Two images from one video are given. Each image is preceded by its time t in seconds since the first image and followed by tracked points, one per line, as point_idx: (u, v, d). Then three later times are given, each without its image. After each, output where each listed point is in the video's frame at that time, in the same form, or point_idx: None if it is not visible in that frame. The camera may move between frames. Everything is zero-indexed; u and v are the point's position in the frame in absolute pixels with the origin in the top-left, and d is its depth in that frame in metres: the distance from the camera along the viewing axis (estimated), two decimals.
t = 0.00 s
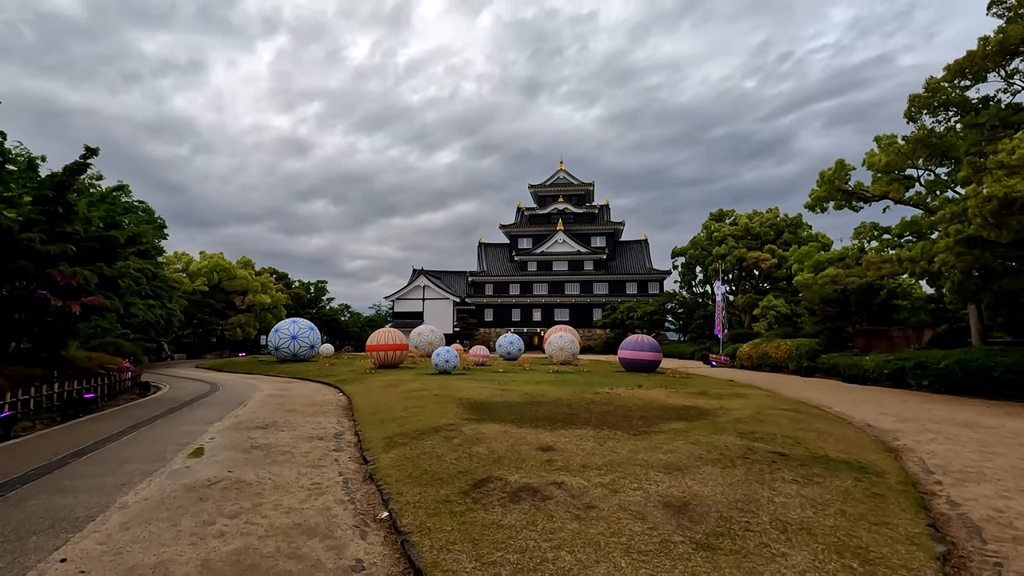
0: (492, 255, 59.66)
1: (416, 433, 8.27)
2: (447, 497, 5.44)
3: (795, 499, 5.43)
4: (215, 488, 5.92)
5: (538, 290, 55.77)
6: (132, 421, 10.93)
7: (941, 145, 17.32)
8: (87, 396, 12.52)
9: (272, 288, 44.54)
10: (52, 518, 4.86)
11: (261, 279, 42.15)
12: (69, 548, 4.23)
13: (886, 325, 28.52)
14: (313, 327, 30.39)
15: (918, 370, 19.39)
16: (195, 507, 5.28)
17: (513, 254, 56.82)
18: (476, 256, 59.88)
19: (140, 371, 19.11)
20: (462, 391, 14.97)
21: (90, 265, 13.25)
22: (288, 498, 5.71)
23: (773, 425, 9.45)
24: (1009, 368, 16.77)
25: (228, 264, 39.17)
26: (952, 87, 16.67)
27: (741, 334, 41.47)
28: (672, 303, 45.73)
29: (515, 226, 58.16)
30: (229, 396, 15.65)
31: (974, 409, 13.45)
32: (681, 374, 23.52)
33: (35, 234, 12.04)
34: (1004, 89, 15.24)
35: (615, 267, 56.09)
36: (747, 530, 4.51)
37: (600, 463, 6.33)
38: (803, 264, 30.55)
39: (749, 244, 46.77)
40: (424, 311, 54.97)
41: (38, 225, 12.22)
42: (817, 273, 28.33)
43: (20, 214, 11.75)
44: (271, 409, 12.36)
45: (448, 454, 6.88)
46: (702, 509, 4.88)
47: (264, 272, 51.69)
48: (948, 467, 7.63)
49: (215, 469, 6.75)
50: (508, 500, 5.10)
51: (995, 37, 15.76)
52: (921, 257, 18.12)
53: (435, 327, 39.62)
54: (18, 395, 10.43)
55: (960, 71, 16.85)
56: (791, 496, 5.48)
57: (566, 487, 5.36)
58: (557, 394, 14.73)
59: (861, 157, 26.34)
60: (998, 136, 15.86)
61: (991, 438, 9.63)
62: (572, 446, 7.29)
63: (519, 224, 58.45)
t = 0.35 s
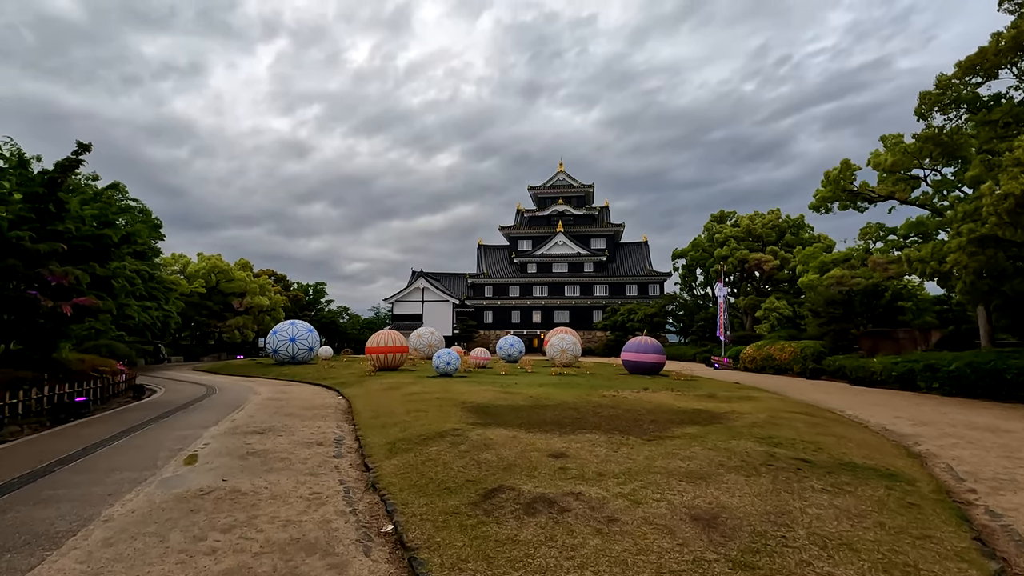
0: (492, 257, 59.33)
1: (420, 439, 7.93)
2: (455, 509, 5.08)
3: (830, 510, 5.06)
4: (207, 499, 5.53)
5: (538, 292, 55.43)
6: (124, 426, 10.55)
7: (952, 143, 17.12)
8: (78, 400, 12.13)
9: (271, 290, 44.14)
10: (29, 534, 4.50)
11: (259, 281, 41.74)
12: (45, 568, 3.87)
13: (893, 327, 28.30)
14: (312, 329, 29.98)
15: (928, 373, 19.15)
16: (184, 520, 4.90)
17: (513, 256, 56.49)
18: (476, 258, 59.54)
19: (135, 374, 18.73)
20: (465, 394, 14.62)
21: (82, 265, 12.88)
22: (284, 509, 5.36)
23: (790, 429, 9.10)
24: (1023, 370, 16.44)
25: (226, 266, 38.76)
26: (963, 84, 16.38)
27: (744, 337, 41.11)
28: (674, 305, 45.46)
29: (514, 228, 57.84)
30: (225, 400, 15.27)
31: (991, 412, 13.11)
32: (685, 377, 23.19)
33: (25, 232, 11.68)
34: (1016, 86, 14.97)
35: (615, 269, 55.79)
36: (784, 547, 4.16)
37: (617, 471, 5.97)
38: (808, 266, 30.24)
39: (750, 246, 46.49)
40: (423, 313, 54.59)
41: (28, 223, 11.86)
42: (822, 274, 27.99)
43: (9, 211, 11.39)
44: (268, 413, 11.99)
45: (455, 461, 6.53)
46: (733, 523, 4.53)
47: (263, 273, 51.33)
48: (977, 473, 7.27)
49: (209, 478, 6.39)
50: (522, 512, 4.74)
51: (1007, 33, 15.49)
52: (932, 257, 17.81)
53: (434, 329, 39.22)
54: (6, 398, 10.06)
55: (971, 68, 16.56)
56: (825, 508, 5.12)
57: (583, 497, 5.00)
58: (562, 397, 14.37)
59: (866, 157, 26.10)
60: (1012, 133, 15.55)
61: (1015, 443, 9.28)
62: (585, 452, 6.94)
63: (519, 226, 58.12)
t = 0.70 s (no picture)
0: (491, 259, 58.97)
1: (424, 446, 7.55)
2: (466, 526, 4.71)
3: (869, 526, 4.70)
4: (198, 514, 5.16)
5: (537, 294, 55.08)
6: (115, 432, 10.18)
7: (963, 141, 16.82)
8: (68, 404, 11.73)
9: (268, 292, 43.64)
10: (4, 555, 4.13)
11: (257, 283, 41.29)
12: None
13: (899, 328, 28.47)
14: (310, 332, 29.59)
15: (938, 375, 18.84)
16: (174, 539, 4.53)
17: (513, 257, 56.13)
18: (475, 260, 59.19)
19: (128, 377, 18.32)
20: (468, 398, 14.25)
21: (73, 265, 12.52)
22: (282, 524, 5.00)
23: (809, 436, 8.73)
24: None
25: (223, 267, 38.31)
26: (974, 81, 16.07)
27: (746, 339, 40.79)
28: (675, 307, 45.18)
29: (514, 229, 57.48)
30: (221, 404, 14.91)
31: (1008, 416, 12.76)
32: (689, 379, 22.85)
33: (12, 231, 11.30)
34: None
35: (614, 271, 55.45)
36: (829, 570, 3.79)
37: (636, 483, 5.60)
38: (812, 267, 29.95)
39: (752, 247, 46.22)
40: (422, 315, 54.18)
41: (17, 222, 11.49)
42: (826, 275, 27.70)
43: None
44: (264, 418, 11.62)
45: (463, 471, 6.16)
46: (769, 542, 4.16)
47: (260, 275, 50.92)
48: (1010, 483, 6.91)
49: (202, 491, 6.02)
50: (539, 530, 4.37)
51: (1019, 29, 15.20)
52: (943, 257, 17.47)
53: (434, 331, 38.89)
54: None
55: (983, 65, 16.27)
56: (863, 523, 4.76)
57: (603, 512, 4.63)
58: (568, 401, 14.02)
59: (871, 157, 25.84)
60: None
61: None
62: (600, 461, 6.58)
63: (518, 228, 57.78)
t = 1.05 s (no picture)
0: (489, 259, 58.59)
1: (425, 450, 7.17)
2: (474, 537, 4.31)
3: (912, 537, 4.32)
4: (181, 524, 4.77)
5: (536, 294, 54.70)
6: (102, 433, 9.78)
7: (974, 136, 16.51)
8: (55, 405, 11.32)
9: (265, 292, 43.17)
10: None
11: (253, 283, 40.83)
12: None
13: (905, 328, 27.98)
14: (307, 332, 29.16)
15: (946, 376, 18.54)
16: (153, 553, 4.14)
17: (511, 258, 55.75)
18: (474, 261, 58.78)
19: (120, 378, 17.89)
20: (469, 399, 13.85)
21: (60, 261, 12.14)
22: (273, 535, 4.61)
23: (827, 438, 8.35)
24: None
25: (220, 267, 37.84)
26: (984, 75, 15.77)
27: (746, 339, 40.44)
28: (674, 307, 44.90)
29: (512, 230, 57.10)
30: (214, 405, 14.49)
31: None
32: (692, 380, 22.49)
33: None
34: None
35: (614, 272, 55.12)
36: None
37: (655, 489, 5.22)
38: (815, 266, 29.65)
39: (752, 247, 45.93)
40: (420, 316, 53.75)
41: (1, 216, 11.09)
42: (830, 274, 27.38)
43: None
44: (258, 420, 11.21)
45: (468, 477, 5.78)
46: (809, 556, 3.79)
47: (257, 276, 50.49)
48: None
49: (188, 498, 5.63)
50: (555, 542, 3.99)
51: None
52: (954, 255, 17.15)
53: (432, 332, 38.48)
54: None
55: (993, 59, 15.98)
56: (904, 534, 4.38)
57: (623, 522, 4.26)
58: (571, 402, 13.63)
59: (875, 155, 25.55)
60: None
61: None
62: (613, 465, 6.20)
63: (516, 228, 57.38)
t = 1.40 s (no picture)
0: (488, 259, 58.20)
1: (430, 457, 6.78)
2: (488, 559, 3.92)
3: (968, 556, 3.95)
4: (166, 543, 4.38)
5: (535, 294, 54.32)
6: (90, 438, 9.36)
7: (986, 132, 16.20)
8: (42, 409, 10.89)
9: (262, 292, 42.65)
10: None
11: (250, 283, 40.33)
12: None
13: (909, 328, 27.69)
14: (304, 333, 28.71)
15: (955, 376, 18.25)
16: None
17: (510, 258, 55.37)
18: (472, 261, 58.36)
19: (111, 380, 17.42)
20: (471, 401, 13.47)
21: (47, 260, 11.73)
22: (268, 555, 4.23)
23: (849, 443, 7.98)
24: None
25: (216, 267, 37.35)
26: (996, 69, 15.52)
27: (747, 339, 40.12)
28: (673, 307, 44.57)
29: (510, 230, 56.72)
30: (208, 408, 14.06)
31: None
32: (696, 381, 22.15)
33: None
34: None
35: (612, 272, 54.79)
36: None
37: (681, 501, 4.84)
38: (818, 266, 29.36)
39: (753, 246, 45.63)
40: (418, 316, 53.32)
41: None
42: (834, 273, 27.11)
43: None
44: (253, 423, 10.80)
45: (478, 488, 5.39)
46: None
47: (254, 275, 49.97)
48: None
49: (177, 512, 5.23)
50: (580, 565, 3.61)
51: None
52: (964, 253, 16.86)
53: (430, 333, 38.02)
54: None
55: (1006, 54, 15.65)
56: (957, 552, 4.02)
57: (653, 542, 3.88)
58: (576, 404, 13.26)
59: (880, 152, 25.28)
60: None
61: None
62: (632, 474, 5.82)
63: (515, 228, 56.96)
